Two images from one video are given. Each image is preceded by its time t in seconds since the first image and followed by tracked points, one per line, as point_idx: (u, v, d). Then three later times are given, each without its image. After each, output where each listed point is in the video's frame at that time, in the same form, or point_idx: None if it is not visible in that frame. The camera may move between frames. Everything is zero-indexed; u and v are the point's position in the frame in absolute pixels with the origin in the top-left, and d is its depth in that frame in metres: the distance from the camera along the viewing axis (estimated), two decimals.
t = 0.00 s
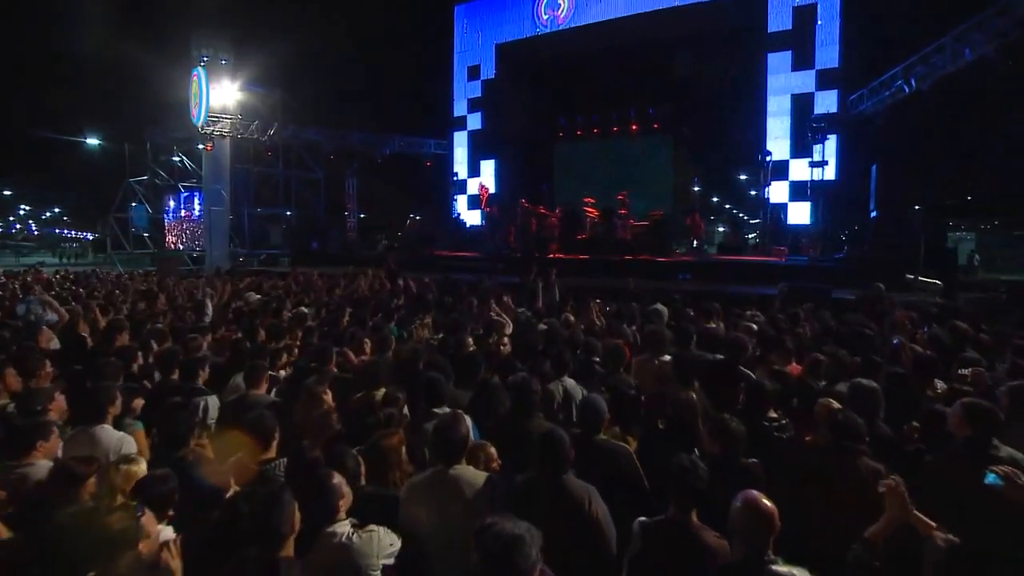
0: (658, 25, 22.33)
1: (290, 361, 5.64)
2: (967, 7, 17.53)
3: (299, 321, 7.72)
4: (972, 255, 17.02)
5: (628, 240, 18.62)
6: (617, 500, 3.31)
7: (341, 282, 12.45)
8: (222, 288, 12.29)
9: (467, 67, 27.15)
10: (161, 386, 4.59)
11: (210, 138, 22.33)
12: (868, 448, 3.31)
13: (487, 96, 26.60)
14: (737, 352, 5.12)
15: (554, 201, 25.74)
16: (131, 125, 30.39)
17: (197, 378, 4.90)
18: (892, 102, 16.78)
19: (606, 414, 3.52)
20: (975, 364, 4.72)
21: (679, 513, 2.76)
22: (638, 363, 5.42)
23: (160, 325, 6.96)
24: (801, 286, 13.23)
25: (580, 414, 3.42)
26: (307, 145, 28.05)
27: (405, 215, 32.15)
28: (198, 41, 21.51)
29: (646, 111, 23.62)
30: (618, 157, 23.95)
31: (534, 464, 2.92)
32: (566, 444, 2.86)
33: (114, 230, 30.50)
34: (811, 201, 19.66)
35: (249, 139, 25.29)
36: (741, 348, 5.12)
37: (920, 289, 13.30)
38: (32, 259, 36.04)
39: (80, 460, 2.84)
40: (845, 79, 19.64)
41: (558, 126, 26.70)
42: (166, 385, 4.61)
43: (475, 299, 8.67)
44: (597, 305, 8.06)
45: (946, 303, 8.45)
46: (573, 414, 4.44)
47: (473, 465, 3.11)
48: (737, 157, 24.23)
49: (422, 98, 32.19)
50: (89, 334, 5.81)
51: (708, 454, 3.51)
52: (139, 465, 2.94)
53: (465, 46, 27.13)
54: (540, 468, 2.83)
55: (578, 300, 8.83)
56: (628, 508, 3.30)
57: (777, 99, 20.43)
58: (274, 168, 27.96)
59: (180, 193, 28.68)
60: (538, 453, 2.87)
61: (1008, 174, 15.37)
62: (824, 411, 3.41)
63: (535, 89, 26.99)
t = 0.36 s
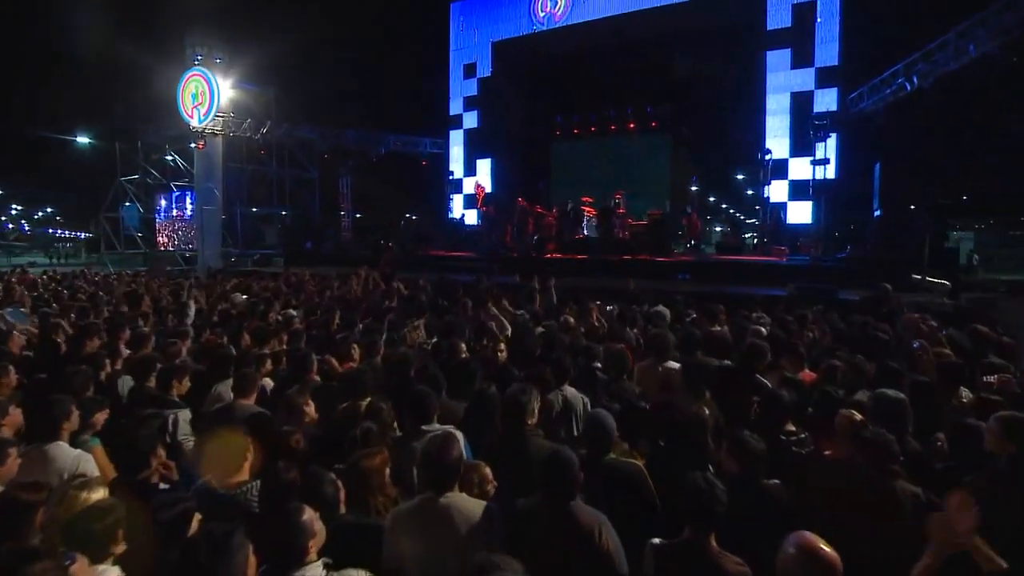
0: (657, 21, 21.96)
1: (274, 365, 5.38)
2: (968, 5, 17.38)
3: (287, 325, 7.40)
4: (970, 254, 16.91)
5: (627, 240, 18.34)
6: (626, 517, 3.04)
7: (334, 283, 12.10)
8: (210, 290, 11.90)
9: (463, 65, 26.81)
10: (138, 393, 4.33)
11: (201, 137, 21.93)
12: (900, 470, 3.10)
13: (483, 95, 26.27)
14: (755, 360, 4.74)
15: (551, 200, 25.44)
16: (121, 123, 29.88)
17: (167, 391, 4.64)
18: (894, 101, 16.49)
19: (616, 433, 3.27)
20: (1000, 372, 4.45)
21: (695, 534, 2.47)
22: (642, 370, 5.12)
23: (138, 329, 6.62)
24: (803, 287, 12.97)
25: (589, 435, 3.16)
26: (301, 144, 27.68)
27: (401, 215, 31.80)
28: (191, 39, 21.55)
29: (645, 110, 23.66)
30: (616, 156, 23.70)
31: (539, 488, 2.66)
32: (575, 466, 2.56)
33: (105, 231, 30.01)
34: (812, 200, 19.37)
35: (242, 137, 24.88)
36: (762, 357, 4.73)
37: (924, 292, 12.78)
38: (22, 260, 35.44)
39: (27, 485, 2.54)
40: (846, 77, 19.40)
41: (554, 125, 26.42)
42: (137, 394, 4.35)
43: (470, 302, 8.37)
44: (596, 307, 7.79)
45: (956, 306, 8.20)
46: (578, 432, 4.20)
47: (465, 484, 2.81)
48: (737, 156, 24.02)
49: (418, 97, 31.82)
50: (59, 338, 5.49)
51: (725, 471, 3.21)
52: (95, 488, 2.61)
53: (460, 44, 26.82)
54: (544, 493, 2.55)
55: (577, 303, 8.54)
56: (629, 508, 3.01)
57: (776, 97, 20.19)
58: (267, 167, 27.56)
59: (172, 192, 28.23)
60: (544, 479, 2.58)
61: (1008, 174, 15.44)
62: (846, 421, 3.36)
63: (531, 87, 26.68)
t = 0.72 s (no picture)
0: (654, 20, 21.65)
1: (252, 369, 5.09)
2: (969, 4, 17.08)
3: (272, 330, 7.09)
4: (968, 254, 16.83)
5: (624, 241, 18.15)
6: (632, 544, 2.77)
7: (326, 284, 11.76)
8: (196, 292, 11.54)
9: (457, 63, 26.42)
10: (105, 405, 4.04)
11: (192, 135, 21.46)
12: (950, 501, 2.96)
13: (478, 93, 25.89)
14: (768, 368, 4.44)
15: (547, 200, 25.20)
16: (110, 121, 29.27)
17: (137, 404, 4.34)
18: (893, 99, 16.25)
19: (628, 454, 2.96)
20: None
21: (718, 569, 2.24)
22: (643, 377, 4.83)
23: (112, 335, 6.29)
24: (802, 288, 12.79)
25: (597, 458, 2.85)
26: (293, 142, 27.28)
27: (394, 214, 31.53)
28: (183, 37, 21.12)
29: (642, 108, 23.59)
30: (612, 155, 23.43)
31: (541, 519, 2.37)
32: (582, 497, 2.28)
33: (93, 230, 29.49)
34: (810, 200, 19.25)
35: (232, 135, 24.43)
36: (776, 363, 4.43)
37: (930, 292, 12.35)
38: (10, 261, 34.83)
39: None
40: (844, 76, 19.16)
41: (550, 123, 26.15)
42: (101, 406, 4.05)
43: (463, 304, 8.11)
44: (595, 309, 7.52)
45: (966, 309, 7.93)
46: (577, 447, 3.92)
47: (451, 511, 2.48)
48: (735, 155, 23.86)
49: (412, 94, 31.41)
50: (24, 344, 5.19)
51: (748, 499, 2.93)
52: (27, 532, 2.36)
53: (455, 43, 26.42)
54: (547, 525, 2.27)
55: (575, 305, 8.24)
56: (636, 524, 2.74)
57: (773, 96, 19.98)
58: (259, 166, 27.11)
59: (162, 192, 27.77)
60: (545, 506, 2.30)
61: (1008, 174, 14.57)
62: (869, 435, 3.22)
63: (528, 85, 26.36)
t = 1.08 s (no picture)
0: (650, 18, 21.35)
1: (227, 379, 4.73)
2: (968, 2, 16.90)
3: (254, 335, 6.78)
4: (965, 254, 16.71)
5: (622, 239, 18.21)
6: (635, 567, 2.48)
7: (314, 286, 11.42)
8: (182, 294, 11.18)
9: (452, 61, 26.02)
10: (63, 421, 3.74)
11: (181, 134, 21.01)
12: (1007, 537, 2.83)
13: (472, 92, 25.57)
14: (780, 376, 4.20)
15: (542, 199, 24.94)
16: (97, 119, 28.69)
17: (102, 418, 4.01)
18: (892, 97, 15.73)
19: (644, 486, 2.71)
20: None
21: None
22: (645, 387, 4.52)
23: (83, 342, 5.95)
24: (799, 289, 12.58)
25: (609, 489, 2.61)
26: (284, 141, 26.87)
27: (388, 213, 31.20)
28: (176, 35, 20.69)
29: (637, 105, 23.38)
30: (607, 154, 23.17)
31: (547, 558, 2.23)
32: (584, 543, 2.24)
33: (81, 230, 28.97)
34: (807, 199, 19.16)
35: (222, 133, 24.00)
36: (787, 372, 4.16)
37: (934, 293, 12.05)
38: None
39: None
40: (841, 74, 18.96)
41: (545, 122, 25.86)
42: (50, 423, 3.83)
43: (453, 307, 7.82)
44: (591, 312, 7.23)
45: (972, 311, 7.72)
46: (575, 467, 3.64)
47: (432, 552, 2.21)
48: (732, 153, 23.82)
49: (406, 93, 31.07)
50: None
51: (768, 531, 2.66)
52: None
53: (449, 41, 26.07)
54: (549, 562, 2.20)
55: (571, 306, 8.01)
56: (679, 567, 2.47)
57: (771, 94, 19.72)
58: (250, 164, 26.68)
59: (151, 191, 27.30)
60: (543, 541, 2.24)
61: (1008, 173, 15.04)
62: (892, 452, 3.02)
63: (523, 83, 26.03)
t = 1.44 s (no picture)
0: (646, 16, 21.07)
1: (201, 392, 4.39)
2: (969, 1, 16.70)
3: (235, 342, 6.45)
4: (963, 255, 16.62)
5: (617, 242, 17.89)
6: None
7: (303, 288, 11.09)
8: (167, 296, 10.83)
9: (445, 59, 25.91)
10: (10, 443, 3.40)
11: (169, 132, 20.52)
12: None
13: (467, 91, 25.25)
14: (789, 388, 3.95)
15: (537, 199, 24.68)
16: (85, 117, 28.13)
17: (55, 437, 3.62)
18: (890, 96, 15.61)
19: (660, 525, 2.43)
20: None
21: None
22: (647, 400, 4.24)
23: (50, 351, 5.59)
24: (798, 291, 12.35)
25: (619, 523, 2.34)
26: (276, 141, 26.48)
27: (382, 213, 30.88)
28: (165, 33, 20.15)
29: (632, 104, 22.92)
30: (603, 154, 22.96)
31: None
32: None
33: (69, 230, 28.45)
34: (805, 199, 18.97)
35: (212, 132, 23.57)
36: (797, 383, 3.89)
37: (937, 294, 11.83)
38: None
39: None
40: (839, 74, 18.78)
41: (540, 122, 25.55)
42: None
43: (445, 311, 7.53)
44: (588, 316, 6.99)
45: (981, 315, 7.47)
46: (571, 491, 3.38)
47: None
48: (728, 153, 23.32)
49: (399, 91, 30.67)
50: None
51: (794, 573, 2.38)
52: None
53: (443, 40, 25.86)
54: None
55: (567, 310, 7.74)
56: None
57: (767, 93, 19.54)
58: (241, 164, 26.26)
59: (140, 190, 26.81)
60: None
61: (1008, 173, 15.26)
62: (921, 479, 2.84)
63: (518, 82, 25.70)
